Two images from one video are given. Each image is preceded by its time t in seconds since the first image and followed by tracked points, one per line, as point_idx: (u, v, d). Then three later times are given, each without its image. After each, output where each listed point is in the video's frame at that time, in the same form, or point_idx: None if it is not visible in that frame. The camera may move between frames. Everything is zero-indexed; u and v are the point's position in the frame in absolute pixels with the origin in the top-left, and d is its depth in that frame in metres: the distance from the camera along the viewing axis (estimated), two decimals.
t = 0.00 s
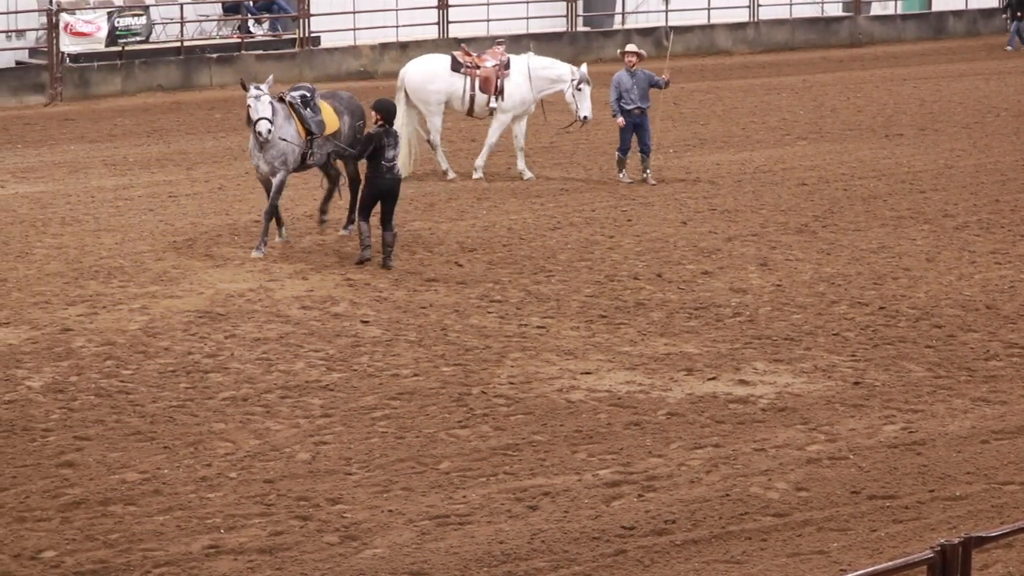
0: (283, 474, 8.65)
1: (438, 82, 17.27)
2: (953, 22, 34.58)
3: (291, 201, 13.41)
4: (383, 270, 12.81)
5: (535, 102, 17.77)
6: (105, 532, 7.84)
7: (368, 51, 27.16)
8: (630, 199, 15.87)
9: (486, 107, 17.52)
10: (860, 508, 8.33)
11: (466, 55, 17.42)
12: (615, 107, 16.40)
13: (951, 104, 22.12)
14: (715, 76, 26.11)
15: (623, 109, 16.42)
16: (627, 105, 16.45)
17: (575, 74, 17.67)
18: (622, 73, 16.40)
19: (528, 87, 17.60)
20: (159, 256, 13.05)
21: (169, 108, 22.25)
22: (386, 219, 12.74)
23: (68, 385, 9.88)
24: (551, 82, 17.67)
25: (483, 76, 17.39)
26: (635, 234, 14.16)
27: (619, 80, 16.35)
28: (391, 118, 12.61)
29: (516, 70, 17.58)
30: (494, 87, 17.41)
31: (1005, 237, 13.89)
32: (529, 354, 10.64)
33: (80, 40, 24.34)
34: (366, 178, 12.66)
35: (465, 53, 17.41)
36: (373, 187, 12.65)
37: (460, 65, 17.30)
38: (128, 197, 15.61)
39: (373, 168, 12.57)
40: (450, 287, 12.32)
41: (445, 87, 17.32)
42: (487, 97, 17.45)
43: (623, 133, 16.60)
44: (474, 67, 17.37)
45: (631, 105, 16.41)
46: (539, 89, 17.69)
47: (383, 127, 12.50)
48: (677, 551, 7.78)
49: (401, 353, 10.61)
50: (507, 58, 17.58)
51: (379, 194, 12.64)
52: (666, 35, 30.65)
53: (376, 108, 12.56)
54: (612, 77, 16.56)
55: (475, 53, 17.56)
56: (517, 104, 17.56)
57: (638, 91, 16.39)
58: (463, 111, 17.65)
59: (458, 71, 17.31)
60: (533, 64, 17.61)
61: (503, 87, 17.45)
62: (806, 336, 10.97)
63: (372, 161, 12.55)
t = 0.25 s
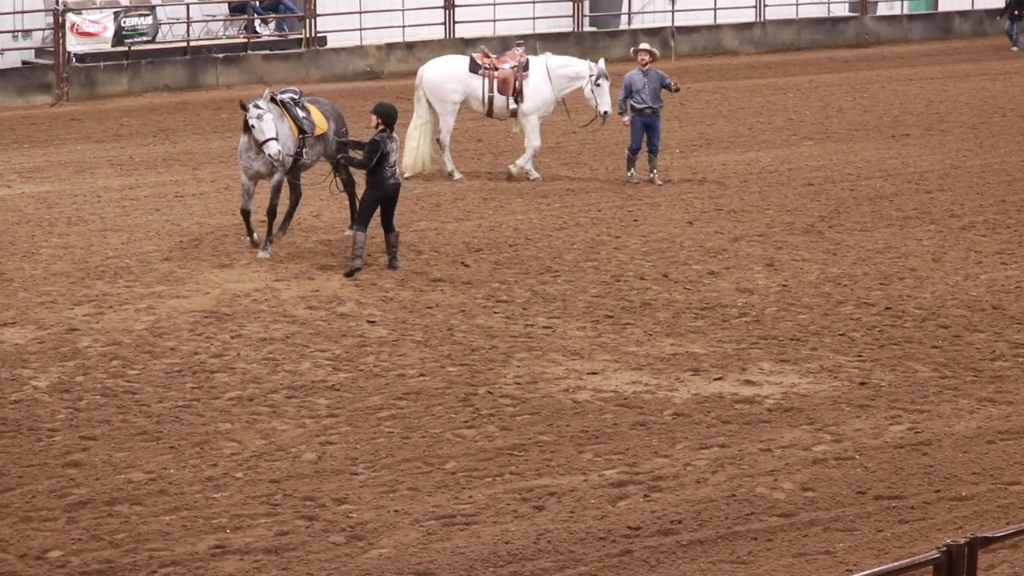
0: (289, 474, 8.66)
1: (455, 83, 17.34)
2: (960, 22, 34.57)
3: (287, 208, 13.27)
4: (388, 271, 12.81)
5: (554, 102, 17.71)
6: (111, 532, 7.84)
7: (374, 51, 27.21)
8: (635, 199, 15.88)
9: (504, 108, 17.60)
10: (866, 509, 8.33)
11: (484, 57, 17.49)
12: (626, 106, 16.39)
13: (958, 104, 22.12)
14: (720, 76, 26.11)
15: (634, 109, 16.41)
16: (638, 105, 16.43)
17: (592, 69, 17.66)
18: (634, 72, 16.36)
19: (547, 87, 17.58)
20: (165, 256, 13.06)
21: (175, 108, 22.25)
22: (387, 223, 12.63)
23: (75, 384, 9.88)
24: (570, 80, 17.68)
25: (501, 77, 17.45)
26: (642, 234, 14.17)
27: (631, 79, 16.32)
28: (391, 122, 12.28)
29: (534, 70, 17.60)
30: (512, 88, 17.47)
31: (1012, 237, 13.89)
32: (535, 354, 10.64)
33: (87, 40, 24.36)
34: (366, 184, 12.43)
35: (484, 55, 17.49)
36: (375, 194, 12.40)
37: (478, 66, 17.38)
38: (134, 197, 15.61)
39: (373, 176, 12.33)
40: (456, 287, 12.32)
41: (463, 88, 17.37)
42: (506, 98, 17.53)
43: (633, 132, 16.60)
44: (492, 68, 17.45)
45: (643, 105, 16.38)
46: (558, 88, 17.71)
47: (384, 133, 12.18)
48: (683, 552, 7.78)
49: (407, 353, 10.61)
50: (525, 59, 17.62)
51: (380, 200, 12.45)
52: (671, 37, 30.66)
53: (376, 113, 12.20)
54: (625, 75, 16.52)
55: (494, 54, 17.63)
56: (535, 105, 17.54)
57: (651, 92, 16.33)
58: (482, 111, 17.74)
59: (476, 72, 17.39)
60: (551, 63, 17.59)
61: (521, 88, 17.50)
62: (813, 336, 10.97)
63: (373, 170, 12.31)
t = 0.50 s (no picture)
0: (291, 474, 8.66)
1: (467, 81, 17.40)
2: (962, 22, 34.56)
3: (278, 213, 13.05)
4: (390, 271, 12.81)
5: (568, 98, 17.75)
6: (113, 532, 7.84)
7: (376, 50, 27.23)
8: (637, 199, 15.88)
9: (515, 106, 17.59)
10: (868, 509, 8.33)
11: (496, 55, 17.50)
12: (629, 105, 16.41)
13: (961, 104, 22.12)
14: (723, 76, 26.11)
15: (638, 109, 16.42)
16: (643, 105, 16.43)
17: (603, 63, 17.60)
18: (638, 72, 16.36)
19: (559, 83, 17.59)
20: (167, 256, 13.05)
21: (177, 108, 22.25)
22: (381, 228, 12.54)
23: (77, 385, 9.88)
24: (582, 75, 17.73)
25: (512, 75, 17.46)
26: (645, 234, 14.17)
27: (635, 78, 16.31)
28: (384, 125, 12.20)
29: (546, 67, 17.63)
30: (523, 85, 17.48)
31: (1015, 237, 13.89)
32: (538, 354, 10.64)
33: (89, 40, 24.36)
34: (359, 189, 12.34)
35: (495, 53, 17.48)
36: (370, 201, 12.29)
37: (490, 63, 17.37)
38: (137, 197, 15.61)
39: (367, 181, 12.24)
40: (458, 287, 12.32)
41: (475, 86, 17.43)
42: (518, 96, 17.52)
43: (637, 132, 16.62)
44: (503, 66, 17.44)
45: (646, 105, 16.38)
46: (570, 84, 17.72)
47: (379, 137, 12.09)
48: (686, 552, 7.78)
49: (409, 353, 10.61)
50: (537, 57, 17.61)
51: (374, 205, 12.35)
52: (674, 37, 30.67)
53: (370, 117, 12.11)
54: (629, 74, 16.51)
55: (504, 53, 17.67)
56: (546, 102, 17.52)
57: (654, 92, 16.32)
58: (493, 110, 17.70)
59: (487, 70, 17.39)
60: (563, 60, 17.68)
61: (532, 85, 17.50)
62: (815, 337, 10.97)
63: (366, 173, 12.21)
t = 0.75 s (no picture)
0: (291, 474, 8.66)
1: (471, 80, 17.58)
2: (962, 22, 34.57)
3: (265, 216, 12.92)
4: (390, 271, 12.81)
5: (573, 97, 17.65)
6: (113, 532, 7.84)
7: (376, 51, 27.24)
8: (637, 199, 15.88)
9: (518, 105, 17.59)
10: (868, 509, 8.33)
11: (501, 54, 17.56)
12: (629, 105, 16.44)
13: (961, 104, 22.11)
14: (723, 76, 26.12)
15: (638, 109, 16.45)
16: (642, 105, 16.47)
17: (608, 61, 17.29)
18: (638, 72, 16.46)
19: (565, 82, 17.49)
20: (167, 256, 13.05)
21: (177, 108, 22.25)
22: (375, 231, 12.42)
23: (77, 385, 9.88)
24: (587, 74, 17.61)
25: (516, 74, 17.46)
26: (645, 234, 14.17)
27: (635, 78, 16.40)
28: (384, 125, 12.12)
29: (551, 65, 17.54)
30: (526, 84, 17.44)
31: (1015, 237, 13.89)
32: (538, 355, 10.64)
33: (89, 40, 24.37)
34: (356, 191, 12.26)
35: (501, 51, 17.56)
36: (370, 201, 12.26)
37: (494, 62, 17.46)
38: (137, 197, 15.61)
39: (366, 182, 12.17)
40: (458, 287, 12.33)
41: (478, 84, 17.59)
42: (521, 95, 17.50)
43: (636, 133, 16.61)
44: (507, 64, 17.48)
45: (646, 105, 16.42)
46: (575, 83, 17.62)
47: (379, 138, 12.04)
48: (686, 552, 7.78)
49: (409, 353, 10.61)
50: (542, 56, 17.55)
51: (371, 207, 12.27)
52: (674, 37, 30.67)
53: (369, 117, 12.05)
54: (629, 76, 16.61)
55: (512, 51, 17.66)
56: (552, 101, 17.42)
57: (654, 91, 16.39)
58: (499, 109, 17.77)
59: (491, 68, 17.50)
60: (568, 59, 17.59)
61: (538, 84, 17.43)
62: (815, 337, 10.97)
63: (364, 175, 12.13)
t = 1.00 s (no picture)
0: (291, 474, 8.66)
1: (475, 79, 17.61)
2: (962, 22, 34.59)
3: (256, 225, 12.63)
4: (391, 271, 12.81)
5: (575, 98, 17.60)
6: (113, 532, 7.84)
7: (375, 50, 27.23)
8: (637, 199, 15.88)
9: (520, 105, 17.52)
10: (868, 509, 8.33)
11: (506, 53, 17.55)
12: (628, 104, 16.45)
13: (960, 104, 22.13)
14: (724, 76, 26.11)
15: (637, 108, 16.45)
16: (642, 105, 16.48)
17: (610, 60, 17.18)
18: (638, 72, 16.51)
19: (566, 82, 17.45)
20: (167, 256, 13.05)
21: (177, 108, 22.25)
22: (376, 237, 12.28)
23: (77, 385, 9.87)
24: (590, 74, 17.54)
25: (519, 73, 17.42)
26: (645, 234, 14.18)
27: (635, 78, 16.44)
28: (388, 131, 12.05)
29: (554, 66, 17.54)
30: (528, 84, 17.37)
31: (1016, 237, 13.88)
32: (538, 354, 10.64)
33: (89, 40, 24.37)
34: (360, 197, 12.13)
35: (507, 51, 17.57)
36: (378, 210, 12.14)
37: (498, 61, 17.47)
38: (137, 198, 15.61)
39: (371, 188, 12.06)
40: (458, 287, 12.33)
41: (482, 83, 17.59)
42: (520, 94, 17.42)
43: (636, 133, 16.60)
44: (510, 64, 17.47)
45: (646, 104, 16.43)
46: (578, 84, 17.58)
47: (385, 144, 11.95)
48: (685, 552, 7.79)
49: (409, 353, 10.61)
50: (546, 57, 17.53)
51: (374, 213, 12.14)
52: (674, 36, 30.68)
53: (374, 122, 11.98)
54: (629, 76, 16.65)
55: (518, 51, 17.64)
56: (554, 101, 17.42)
57: (653, 90, 16.42)
58: (502, 108, 17.73)
59: (494, 67, 17.52)
60: (572, 60, 17.56)
61: (539, 84, 17.41)
62: (815, 337, 10.97)
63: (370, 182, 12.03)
